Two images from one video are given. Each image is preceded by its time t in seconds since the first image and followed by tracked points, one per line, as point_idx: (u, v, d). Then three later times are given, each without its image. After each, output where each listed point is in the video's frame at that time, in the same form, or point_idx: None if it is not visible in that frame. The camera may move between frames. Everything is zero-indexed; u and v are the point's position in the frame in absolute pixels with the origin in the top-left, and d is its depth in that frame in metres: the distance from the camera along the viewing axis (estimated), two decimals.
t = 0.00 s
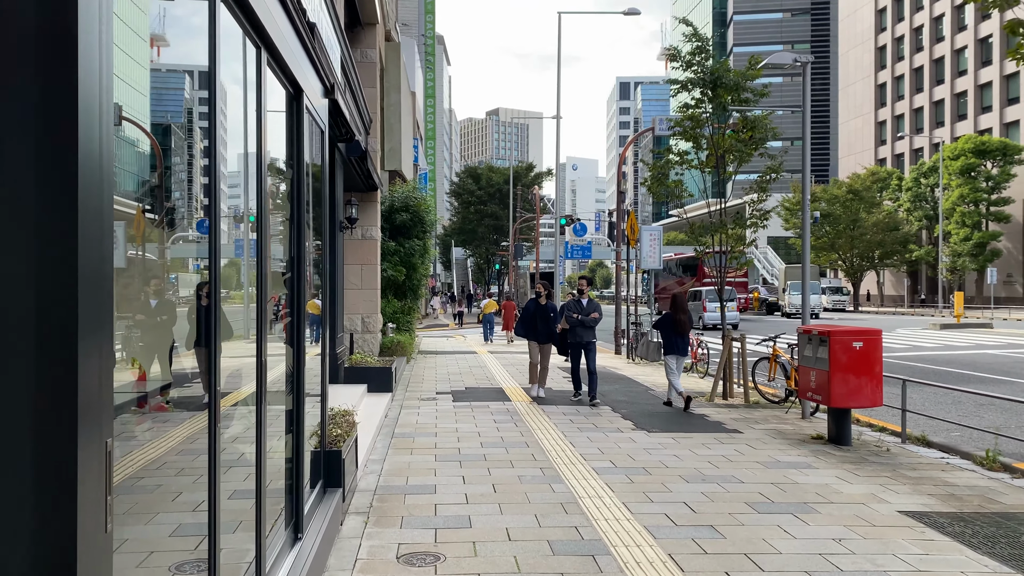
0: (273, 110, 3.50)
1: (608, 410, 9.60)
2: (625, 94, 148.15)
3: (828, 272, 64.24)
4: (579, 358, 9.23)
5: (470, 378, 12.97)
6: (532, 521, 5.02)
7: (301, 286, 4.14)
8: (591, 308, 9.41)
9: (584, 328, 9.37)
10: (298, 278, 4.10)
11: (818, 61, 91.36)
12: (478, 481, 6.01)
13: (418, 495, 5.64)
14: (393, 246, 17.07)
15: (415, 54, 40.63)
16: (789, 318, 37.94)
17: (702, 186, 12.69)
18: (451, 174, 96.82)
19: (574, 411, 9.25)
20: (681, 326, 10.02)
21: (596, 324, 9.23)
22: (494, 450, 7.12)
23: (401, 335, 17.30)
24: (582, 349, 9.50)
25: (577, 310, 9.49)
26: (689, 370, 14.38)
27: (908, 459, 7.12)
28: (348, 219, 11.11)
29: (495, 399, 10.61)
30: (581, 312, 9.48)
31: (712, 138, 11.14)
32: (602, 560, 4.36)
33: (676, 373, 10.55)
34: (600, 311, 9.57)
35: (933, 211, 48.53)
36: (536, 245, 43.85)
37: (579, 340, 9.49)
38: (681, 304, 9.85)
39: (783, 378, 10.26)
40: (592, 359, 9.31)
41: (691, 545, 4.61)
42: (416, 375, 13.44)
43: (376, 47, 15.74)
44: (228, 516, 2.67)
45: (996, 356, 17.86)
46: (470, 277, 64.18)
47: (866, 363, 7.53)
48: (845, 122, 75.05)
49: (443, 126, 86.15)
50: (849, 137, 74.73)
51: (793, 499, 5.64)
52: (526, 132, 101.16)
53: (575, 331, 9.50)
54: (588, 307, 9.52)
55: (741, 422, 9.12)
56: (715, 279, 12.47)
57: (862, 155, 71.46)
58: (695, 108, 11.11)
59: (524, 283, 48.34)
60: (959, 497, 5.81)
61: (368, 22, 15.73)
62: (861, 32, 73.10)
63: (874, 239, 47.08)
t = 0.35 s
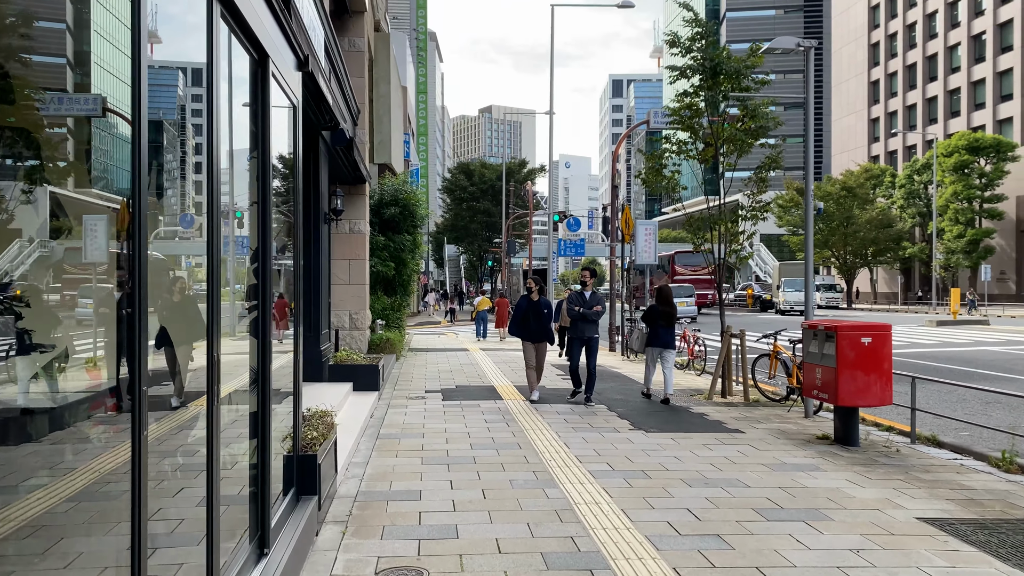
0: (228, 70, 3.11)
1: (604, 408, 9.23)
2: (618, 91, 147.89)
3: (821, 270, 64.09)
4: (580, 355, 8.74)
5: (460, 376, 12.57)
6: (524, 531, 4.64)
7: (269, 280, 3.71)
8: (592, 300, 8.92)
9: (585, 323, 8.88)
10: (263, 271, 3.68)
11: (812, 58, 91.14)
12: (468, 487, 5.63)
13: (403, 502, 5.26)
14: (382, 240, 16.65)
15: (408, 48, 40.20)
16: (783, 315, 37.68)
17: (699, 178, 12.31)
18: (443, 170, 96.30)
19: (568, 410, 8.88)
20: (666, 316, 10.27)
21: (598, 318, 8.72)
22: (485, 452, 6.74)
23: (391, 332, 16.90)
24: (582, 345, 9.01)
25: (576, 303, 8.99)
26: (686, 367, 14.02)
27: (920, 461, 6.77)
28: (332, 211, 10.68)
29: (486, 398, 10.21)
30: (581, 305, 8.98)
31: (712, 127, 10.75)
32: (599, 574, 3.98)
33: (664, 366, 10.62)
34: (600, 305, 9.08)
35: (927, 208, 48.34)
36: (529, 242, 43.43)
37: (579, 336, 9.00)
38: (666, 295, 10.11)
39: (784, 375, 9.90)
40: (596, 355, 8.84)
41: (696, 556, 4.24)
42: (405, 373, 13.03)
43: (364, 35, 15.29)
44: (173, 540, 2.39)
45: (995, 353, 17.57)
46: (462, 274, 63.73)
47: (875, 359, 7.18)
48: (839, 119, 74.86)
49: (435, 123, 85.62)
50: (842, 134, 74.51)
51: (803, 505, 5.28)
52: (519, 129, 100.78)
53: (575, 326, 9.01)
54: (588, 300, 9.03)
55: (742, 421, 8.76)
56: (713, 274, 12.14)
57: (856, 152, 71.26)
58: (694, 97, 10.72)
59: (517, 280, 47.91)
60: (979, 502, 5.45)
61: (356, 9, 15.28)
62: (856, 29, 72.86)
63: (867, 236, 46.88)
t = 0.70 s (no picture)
0: (169, 35, 2.70)
1: (598, 413, 8.87)
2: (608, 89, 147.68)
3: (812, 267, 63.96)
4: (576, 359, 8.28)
5: (449, 378, 12.18)
6: (514, 552, 4.27)
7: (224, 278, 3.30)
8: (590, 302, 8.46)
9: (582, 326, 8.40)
10: (219, 271, 3.28)
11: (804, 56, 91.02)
12: (454, 501, 5.26)
13: (383, 518, 4.90)
14: (370, 238, 16.25)
15: (398, 44, 39.71)
16: (775, 314, 37.46)
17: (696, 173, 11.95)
18: (434, 168, 95.79)
19: (561, 415, 8.51)
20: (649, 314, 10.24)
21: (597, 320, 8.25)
22: (473, 462, 6.37)
23: (378, 332, 16.49)
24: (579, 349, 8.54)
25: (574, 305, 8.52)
26: (681, 368, 13.66)
27: (931, 469, 6.42)
28: (315, 207, 10.23)
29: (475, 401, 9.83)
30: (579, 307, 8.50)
31: (709, 121, 10.39)
32: None
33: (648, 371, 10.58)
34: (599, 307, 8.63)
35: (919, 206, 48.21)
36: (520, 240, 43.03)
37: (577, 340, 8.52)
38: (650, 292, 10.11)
39: (784, 377, 9.56)
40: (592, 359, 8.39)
41: None
42: (392, 375, 12.63)
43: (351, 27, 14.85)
44: (126, 562, 2.29)
45: (991, 352, 17.30)
46: (453, 272, 63.29)
47: (882, 362, 6.82)
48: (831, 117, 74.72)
49: (426, 120, 85.13)
50: (834, 132, 74.37)
51: (813, 521, 4.92)
52: (510, 126, 100.31)
53: (572, 329, 8.53)
54: (585, 302, 8.56)
55: (741, 425, 8.41)
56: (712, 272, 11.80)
57: (847, 150, 71.14)
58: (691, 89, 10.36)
59: (508, 279, 47.50)
60: (1000, 517, 5.10)
61: None
62: (848, 27, 72.71)
63: (859, 234, 46.73)
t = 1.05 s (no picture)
0: None
1: (594, 415, 8.52)
2: (600, 87, 147.37)
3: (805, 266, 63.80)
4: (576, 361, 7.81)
5: (440, 378, 11.81)
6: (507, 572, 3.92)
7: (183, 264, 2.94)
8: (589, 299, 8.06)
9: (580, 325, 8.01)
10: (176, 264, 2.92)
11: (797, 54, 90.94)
12: (443, 513, 4.90)
13: (365, 532, 4.55)
14: (359, 234, 15.87)
15: (390, 39, 39.27)
16: (769, 312, 37.27)
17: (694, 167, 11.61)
18: (426, 165, 95.36)
19: (556, 418, 8.15)
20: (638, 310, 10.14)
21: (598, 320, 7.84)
22: (463, 469, 6.02)
23: (367, 330, 16.13)
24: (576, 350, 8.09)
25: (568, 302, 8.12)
26: (678, 368, 13.32)
27: (946, 476, 6.09)
28: (298, 201, 9.81)
29: (467, 403, 9.47)
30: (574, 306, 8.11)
31: (707, 112, 10.06)
32: None
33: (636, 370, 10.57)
34: (594, 305, 8.22)
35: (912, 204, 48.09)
36: (512, 238, 42.65)
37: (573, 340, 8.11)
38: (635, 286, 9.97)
39: (786, 377, 9.23)
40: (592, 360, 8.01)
41: None
42: (381, 375, 12.26)
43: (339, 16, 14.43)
44: None
45: (991, 351, 17.05)
46: (445, 270, 62.91)
47: (894, 363, 6.49)
48: (824, 115, 74.59)
49: (418, 117, 84.74)
50: (828, 130, 74.23)
51: (828, 534, 4.58)
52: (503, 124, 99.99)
53: (567, 329, 8.11)
54: (581, 300, 8.15)
55: (743, 428, 8.08)
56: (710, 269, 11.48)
57: (840, 148, 70.96)
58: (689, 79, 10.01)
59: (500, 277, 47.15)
60: None
61: None
62: (841, 24, 72.54)
63: (852, 232, 46.56)
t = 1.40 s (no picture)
0: None
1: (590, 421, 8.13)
2: (596, 85, 146.90)
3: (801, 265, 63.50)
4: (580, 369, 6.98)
5: (431, 381, 11.43)
6: None
7: (124, 258, 2.64)
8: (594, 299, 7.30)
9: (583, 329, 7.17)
10: (109, 255, 2.54)
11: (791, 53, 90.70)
12: (430, 533, 4.52)
13: (343, 556, 4.16)
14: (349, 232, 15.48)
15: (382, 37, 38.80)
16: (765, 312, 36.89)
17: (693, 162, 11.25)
18: (420, 164, 94.85)
19: (551, 425, 7.76)
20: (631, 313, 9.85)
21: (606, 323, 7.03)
22: (452, 482, 5.65)
23: (357, 331, 15.73)
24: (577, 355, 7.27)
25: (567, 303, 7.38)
26: (677, 370, 12.94)
27: (967, 488, 5.71)
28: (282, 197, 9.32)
29: (458, 407, 9.09)
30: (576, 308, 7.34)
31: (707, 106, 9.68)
32: None
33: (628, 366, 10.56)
34: (591, 308, 7.83)
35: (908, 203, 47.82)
36: (506, 237, 42.22)
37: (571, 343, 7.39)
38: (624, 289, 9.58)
39: (791, 381, 8.86)
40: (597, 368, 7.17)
41: None
42: (370, 378, 11.87)
43: (327, 8, 14.00)
44: None
45: (994, 352, 16.69)
46: (439, 269, 62.43)
47: (909, 368, 6.12)
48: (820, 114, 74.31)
49: (412, 115, 84.24)
50: (823, 129, 73.96)
51: (847, 558, 4.21)
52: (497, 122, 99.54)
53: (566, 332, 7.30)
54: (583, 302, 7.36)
55: (747, 435, 7.70)
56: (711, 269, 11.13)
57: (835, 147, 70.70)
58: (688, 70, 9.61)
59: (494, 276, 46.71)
60: None
61: None
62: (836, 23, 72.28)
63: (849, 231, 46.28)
